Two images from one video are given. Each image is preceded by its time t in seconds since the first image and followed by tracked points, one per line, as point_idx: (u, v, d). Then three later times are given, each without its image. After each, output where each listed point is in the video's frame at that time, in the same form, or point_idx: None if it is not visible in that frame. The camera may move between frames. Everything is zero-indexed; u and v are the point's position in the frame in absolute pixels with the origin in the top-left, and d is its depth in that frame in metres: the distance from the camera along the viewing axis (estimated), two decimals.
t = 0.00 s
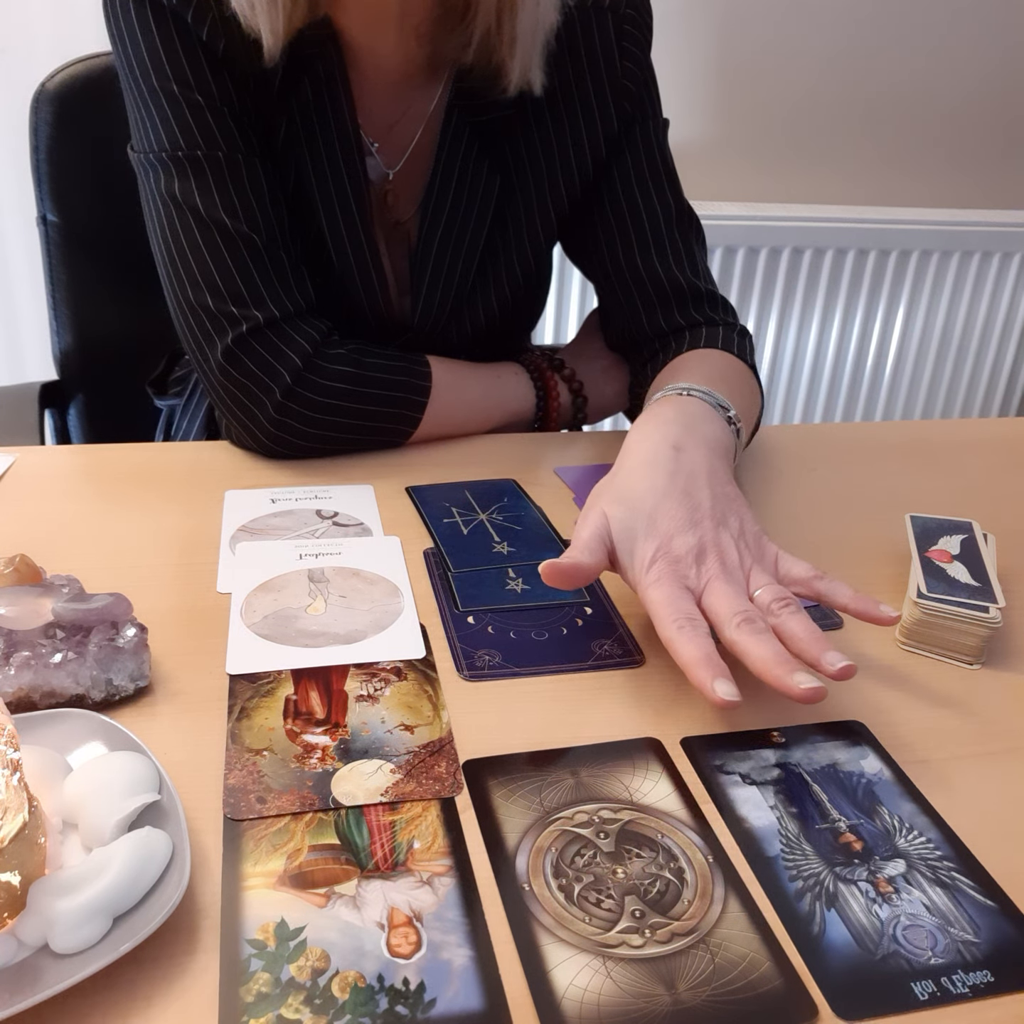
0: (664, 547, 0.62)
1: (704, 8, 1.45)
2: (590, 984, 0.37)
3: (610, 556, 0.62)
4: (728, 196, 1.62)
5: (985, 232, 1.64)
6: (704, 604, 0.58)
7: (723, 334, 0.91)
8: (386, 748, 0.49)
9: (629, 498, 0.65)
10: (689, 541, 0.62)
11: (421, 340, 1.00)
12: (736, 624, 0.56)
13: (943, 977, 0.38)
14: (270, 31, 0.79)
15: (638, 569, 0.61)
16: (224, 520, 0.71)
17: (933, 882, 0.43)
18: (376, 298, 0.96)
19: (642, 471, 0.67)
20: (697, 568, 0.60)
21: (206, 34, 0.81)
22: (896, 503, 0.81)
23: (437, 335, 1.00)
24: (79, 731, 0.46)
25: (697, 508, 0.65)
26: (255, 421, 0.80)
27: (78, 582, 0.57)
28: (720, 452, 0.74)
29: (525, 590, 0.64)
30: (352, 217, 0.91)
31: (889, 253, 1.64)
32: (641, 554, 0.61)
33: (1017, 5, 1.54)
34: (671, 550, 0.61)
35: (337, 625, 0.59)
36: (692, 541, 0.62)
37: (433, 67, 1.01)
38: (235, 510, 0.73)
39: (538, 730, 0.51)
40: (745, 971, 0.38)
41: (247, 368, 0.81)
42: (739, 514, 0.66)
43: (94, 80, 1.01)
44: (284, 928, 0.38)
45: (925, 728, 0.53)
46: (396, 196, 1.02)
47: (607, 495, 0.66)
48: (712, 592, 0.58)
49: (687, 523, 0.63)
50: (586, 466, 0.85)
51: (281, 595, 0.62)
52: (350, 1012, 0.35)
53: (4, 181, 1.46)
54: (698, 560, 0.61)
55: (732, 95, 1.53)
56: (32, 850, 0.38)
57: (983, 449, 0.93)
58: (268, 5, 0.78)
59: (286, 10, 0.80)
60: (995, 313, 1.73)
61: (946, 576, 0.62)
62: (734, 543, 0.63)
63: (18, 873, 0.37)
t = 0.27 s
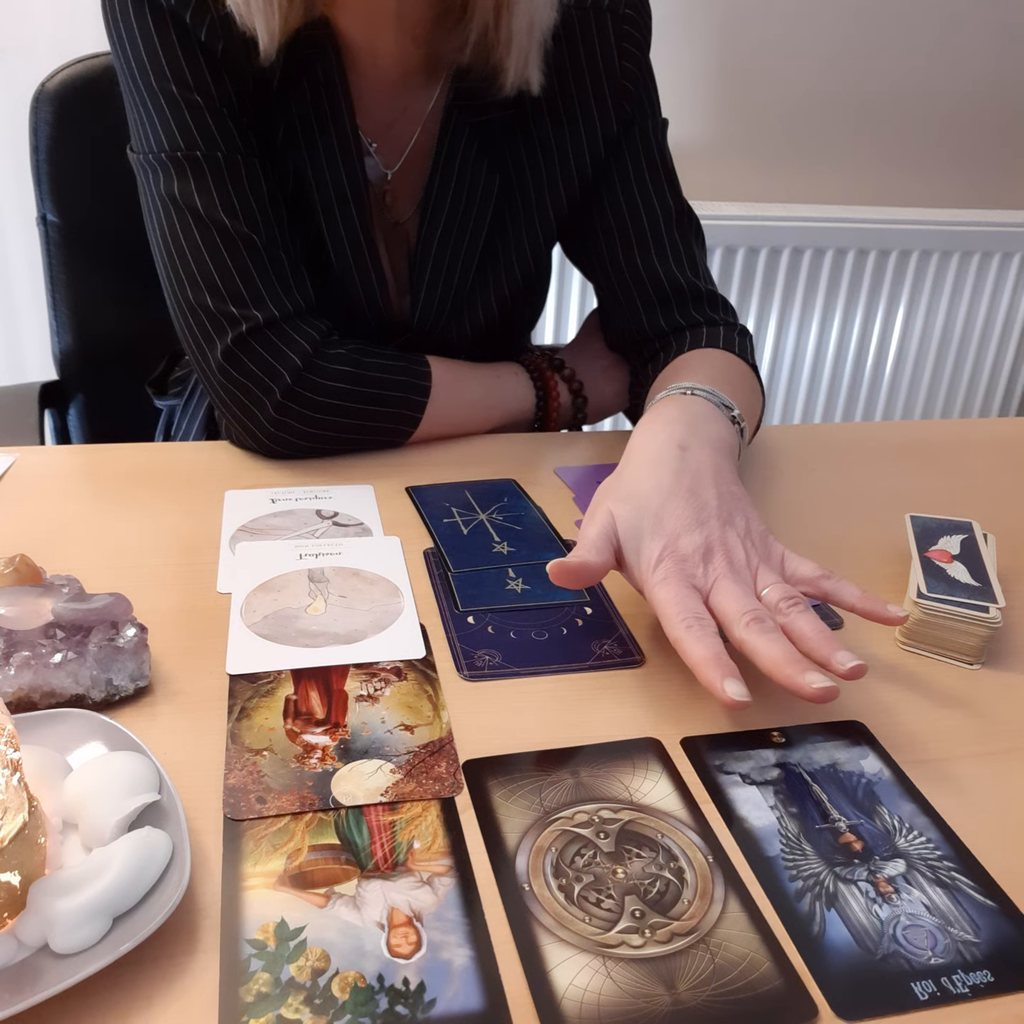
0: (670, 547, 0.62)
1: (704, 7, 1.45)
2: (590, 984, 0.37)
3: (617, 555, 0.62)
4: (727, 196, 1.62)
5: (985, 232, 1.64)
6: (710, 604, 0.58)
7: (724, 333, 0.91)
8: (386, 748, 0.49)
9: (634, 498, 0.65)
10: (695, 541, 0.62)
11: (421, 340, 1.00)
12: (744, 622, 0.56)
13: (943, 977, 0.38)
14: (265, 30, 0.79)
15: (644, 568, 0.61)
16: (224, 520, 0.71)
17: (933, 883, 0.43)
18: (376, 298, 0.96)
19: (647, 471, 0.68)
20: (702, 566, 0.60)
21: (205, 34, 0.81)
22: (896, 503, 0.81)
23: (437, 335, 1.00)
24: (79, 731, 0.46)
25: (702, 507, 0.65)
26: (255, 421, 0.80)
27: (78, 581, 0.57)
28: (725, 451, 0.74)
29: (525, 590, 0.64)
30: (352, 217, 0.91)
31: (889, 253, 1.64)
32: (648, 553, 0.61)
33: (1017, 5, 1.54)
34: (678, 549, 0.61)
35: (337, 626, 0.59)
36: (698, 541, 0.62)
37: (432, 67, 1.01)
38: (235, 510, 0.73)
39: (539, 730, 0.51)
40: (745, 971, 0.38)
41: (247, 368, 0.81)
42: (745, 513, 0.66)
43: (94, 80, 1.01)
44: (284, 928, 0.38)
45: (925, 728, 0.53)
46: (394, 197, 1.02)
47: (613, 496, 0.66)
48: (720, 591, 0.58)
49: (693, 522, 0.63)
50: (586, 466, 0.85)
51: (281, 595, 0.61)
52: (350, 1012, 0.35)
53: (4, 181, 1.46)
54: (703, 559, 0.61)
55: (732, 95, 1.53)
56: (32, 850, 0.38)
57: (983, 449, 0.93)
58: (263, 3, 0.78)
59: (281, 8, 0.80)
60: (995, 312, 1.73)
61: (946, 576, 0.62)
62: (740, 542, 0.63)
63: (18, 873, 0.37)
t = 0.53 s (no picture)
0: (677, 543, 0.60)
1: (704, 7, 1.45)
2: (590, 985, 0.37)
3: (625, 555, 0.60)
4: (728, 196, 1.62)
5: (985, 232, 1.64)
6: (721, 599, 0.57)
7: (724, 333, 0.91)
8: (386, 748, 0.49)
9: (639, 499, 0.64)
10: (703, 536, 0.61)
11: (421, 340, 1.00)
12: (756, 616, 0.54)
13: (943, 977, 0.38)
14: (264, 30, 0.79)
15: (653, 565, 0.59)
16: (224, 521, 0.71)
17: (933, 883, 0.43)
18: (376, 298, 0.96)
19: (650, 472, 0.67)
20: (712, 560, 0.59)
21: (205, 34, 0.81)
22: (896, 504, 0.81)
23: (436, 336, 1.00)
24: (79, 731, 0.46)
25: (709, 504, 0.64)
26: (255, 421, 0.80)
27: (78, 582, 0.57)
28: (728, 452, 0.73)
29: (525, 590, 0.64)
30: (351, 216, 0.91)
31: (889, 253, 1.64)
32: (655, 550, 0.60)
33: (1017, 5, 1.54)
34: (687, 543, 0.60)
35: (337, 626, 0.59)
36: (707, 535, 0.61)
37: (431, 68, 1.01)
38: (235, 511, 0.73)
39: (539, 730, 0.51)
40: (745, 971, 0.38)
41: (247, 368, 0.81)
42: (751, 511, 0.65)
43: (94, 80, 1.01)
44: (284, 928, 0.38)
45: (925, 728, 0.53)
46: (394, 198, 1.02)
47: (618, 497, 0.65)
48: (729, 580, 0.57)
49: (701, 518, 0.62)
50: (586, 466, 0.85)
51: (281, 595, 0.61)
52: (350, 1012, 0.35)
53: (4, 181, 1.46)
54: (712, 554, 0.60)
55: (732, 95, 1.53)
56: (32, 850, 0.38)
57: (984, 449, 0.93)
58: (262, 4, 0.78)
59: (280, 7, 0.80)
60: (995, 312, 1.73)
61: (947, 576, 0.62)
62: (747, 536, 0.62)
63: (18, 873, 0.37)
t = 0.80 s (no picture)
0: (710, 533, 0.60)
1: (704, 7, 1.45)
2: (590, 985, 0.37)
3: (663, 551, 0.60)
4: (727, 195, 1.62)
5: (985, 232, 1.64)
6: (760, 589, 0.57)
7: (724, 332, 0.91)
8: (386, 748, 0.49)
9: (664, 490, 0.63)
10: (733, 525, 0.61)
11: (421, 341, 1.00)
12: (796, 608, 0.55)
13: (943, 977, 0.38)
14: (268, 31, 0.79)
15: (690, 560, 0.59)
16: (224, 521, 0.71)
17: (933, 882, 0.43)
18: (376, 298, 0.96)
19: (670, 462, 0.67)
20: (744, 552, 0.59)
21: (204, 33, 0.81)
22: (895, 504, 0.81)
23: (436, 336, 1.00)
24: (79, 731, 0.46)
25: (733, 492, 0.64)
26: (255, 421, 0.80)
27: (78, 582, 0.57)
28: (750, 437, 0.73)
29: (525, 590, 0.64)
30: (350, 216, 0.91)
31: (889, 253, 1.64)
32: (690, 541, 0.59)
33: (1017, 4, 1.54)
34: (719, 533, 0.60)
35: (337, 626, 0.59)
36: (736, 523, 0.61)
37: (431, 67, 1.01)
38: (235, 510, 0.73)
39: (538, 730, 0.51)
40: (745, 971, 0.38)
41: (247, 368, 0.81)
42: (777, 499, 0.65)
43: (94, 80, 1.01)
44: (284, 929, 0.38)
45: (925, 728, 0.53)
46: (395, 199, 1.02)
47: (644, 491, 0.64)
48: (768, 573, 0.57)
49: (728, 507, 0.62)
50: (586, 466, 0.85)
51: (281, 595, 0.61)
52: (350, 1012, 0.35)
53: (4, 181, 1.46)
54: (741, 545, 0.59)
55: (732, 94, 1.53)
56: (32, 849, 0.38)
57: (983, 449, 0.93)
58: (266, 4, 0.78)
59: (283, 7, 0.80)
60: (995, 312, 1.73)
61: (946, 576, 0.62)
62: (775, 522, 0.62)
63: (18, 873, 0.37)
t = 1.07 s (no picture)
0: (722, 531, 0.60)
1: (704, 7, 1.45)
2: (590, 984, 0.37)
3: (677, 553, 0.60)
4: (727, 195, 1.62)
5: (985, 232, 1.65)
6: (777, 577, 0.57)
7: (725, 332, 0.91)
8: (386, 748, 0.49)
9: (675, 490, 0.64)
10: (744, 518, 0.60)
11: (421, 340, 1.00)
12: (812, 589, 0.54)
13: (943, 977, 0.38)
14: (269, 29, 0.79)
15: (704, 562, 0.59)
16: (224, 520, 0.71)
17: (933, 883, 0.43)
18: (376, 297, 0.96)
19: (678, 461, 0.67)
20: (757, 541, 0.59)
21: (204, 33, 0.81)
22: (895, 504, 0.81)
23: (436, 336, 1.00)
24: (79, 731, 0.46)
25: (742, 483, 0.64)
26: (255, 420, 0.80)
27: (78, 581, 0.57)
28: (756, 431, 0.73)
29: (525, 590, 0.64)
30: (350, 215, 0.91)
31: (889, 253, 1.64)
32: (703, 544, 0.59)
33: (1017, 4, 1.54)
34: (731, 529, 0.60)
35: (337, 625, 0.59)
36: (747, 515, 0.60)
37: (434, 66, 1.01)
38: (235, 510, 0.73)
39: (538, 730, 0.51)
40: (745, 971, 0.38)
41: (247, 367, 0.81)
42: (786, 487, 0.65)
43: (94, 80, 1.01)
44: (284, 929, 0.38)
45: (925, 728, 0.53)
46: (398, 196, 1.01)
47: (656, 493, 0.64)
48: (783, 558, 0.57)
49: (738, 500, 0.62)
50: (585, 466, 0.85)
51: (281, 595, 0.62)
52: (349, 1012, 0.35)
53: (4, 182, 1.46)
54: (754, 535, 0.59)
55: (733, 94, 1.53)
56: (32, 849, 0.38)
57: (983, 450, 0.93)
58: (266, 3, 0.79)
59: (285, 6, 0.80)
60: (995, 312, 1.73)
61: (946, 576, 0.62)
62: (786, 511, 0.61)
63: (18, 873, 0.37)
